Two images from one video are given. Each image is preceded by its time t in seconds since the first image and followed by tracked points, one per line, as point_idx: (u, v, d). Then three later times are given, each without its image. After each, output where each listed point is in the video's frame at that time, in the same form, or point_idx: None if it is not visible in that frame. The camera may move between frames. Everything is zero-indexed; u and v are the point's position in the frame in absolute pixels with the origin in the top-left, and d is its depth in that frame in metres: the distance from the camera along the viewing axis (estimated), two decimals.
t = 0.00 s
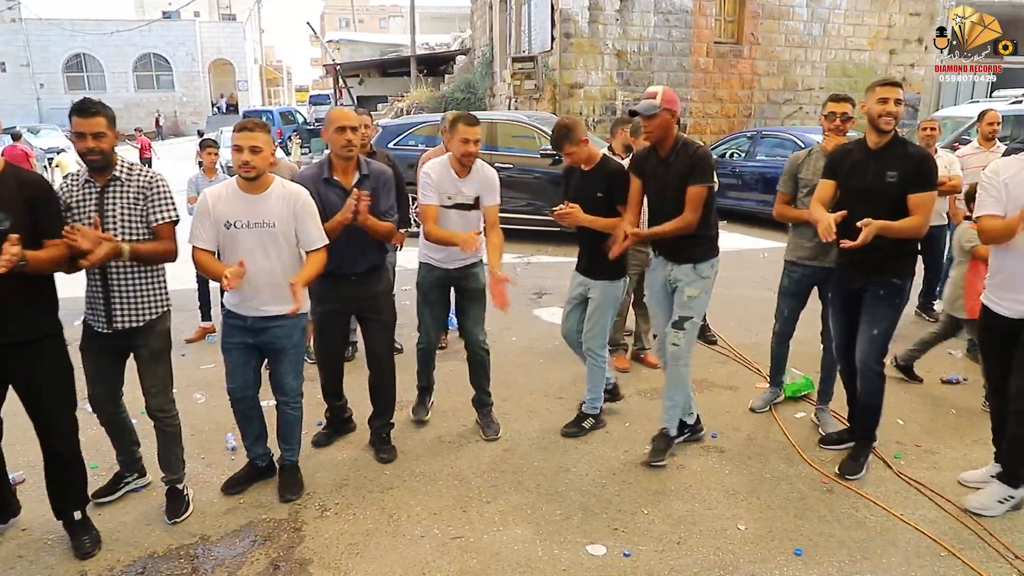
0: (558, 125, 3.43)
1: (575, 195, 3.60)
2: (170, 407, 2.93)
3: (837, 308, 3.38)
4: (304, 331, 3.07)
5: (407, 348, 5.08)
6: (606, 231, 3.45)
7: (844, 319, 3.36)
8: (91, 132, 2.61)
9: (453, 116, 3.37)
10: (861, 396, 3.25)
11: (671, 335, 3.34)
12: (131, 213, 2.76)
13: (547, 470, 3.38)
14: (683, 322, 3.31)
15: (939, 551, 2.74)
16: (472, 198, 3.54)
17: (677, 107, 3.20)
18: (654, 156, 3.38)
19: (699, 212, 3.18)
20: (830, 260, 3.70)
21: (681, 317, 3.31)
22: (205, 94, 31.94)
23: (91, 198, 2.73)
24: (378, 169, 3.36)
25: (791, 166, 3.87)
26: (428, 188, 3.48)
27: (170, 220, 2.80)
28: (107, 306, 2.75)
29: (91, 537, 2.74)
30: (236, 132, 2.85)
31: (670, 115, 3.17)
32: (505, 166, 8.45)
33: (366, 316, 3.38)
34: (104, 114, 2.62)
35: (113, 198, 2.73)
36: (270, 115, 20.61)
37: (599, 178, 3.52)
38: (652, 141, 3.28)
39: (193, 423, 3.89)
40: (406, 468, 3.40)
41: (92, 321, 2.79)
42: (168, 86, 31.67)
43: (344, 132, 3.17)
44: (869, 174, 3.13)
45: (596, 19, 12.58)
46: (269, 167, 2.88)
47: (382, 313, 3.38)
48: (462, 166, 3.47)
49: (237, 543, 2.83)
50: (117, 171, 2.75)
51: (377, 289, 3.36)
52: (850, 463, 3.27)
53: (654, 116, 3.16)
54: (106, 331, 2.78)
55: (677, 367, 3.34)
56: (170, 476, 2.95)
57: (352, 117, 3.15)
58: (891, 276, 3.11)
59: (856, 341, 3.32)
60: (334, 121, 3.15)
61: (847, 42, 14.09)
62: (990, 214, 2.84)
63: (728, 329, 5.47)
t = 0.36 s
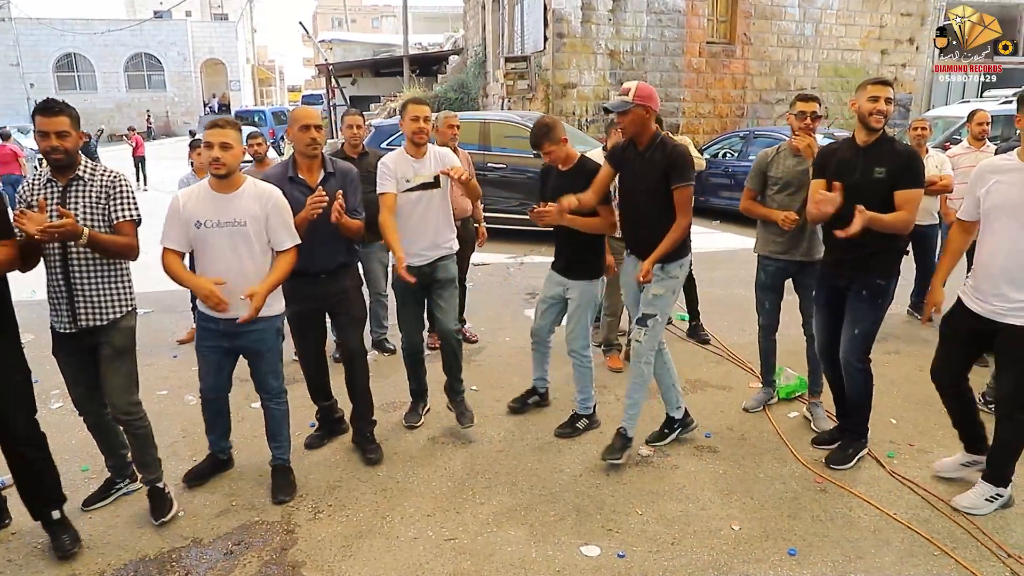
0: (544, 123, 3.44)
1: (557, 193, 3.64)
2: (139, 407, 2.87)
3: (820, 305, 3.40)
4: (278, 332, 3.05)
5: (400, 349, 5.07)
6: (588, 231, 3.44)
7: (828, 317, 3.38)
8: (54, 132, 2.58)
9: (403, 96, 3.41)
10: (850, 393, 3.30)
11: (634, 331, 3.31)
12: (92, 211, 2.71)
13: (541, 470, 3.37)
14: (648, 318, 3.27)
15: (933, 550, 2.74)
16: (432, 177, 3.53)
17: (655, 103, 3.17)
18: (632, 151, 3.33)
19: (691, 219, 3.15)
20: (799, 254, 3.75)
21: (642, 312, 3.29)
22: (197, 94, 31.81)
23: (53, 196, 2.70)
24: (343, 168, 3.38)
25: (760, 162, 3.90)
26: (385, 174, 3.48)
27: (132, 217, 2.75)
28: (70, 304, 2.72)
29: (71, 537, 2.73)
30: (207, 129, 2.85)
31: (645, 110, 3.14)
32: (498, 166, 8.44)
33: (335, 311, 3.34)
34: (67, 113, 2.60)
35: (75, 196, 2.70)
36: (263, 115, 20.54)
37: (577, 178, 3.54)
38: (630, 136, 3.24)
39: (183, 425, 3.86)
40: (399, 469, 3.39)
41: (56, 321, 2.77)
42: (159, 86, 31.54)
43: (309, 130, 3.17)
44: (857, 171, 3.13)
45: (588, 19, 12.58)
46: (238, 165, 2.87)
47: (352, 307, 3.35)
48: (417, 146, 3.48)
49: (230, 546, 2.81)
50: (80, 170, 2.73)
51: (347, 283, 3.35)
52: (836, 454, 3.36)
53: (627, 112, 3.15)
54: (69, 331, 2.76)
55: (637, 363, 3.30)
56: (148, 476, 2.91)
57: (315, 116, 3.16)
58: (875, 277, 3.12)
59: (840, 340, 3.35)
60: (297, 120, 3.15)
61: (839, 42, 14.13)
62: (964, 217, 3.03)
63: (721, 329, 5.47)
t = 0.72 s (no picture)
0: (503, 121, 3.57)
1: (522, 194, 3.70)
2: (110, 417, 2.80)
3: (812, 304, 3.42)
4: (238, 329, 3.00)
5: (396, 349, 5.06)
6: (559, 223, 3.48)
7: (818, 314, 3.39)
8: (31, 134, 2.54)
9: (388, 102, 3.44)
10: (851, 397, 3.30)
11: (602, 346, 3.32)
12: (73, 216, 2.66)
13: (536, 471, 3.37)
14: (616, 335, 3.29)
15: (926, 549, 2.76)
16: (416, 186, 3.50)
17: (632, 110, 3.15)
18: (610, 158, 3.33)
19: (658, 225, 3.12)
20: (796, 252, 3.81)
21: (613, 328, 3.29)
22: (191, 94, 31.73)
23: (32, 201, 2.65)
24: (330, 170, 3.29)
25: (749, 164, 3.91)
26: (369, 183, 3.46)
27: (115, 223, 2.70)
28: (50, 311, 2.69)
29: (13, 556, 2.62)
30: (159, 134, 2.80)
31: (618, 118, 3.14)
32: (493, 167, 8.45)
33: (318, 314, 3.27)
34: (46, 116, 2.57)
35: (55, 202, 2.65)
36: (257, 115, 20.51)
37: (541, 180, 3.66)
38: (607, 143, 3.23)
39: (177, 427, 3.85)
40: (394, 470, 3.38)
41: (37, 326, 2.73)
42: (153, 86, 31.46)
43: (295, 133, 3.12)
44: (860, 174, 3.15)
45: (583, 19, 12.59)
46: (194, 169, 2.84)
47: (334, 313, 3.29)
48: (401, 154, 3.47)
49: (225, 547, 2.81)
50: (61, 174, 2.67)
51: (332, 288, 3.28)
52: (830, 454, 3.37)
53: (600, 120, 3.17)
54: (49, 337, 2.72)
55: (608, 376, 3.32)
56: (106, 492, 2.80)
57: (301, 118, 3.09)
58: (877, 282, 3.14)
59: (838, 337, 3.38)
60: (283, 122, 3.09)
61: (833, 43, 14.17)
62: (937, 218, 3.04)
63: (716, 329, 5.48)
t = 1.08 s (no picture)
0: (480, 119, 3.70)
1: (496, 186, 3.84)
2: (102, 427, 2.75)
3: (808, 297, 3.47)
4: (212, 341, 2.93)
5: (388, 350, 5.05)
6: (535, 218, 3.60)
7: (814, 311, 3.44)
8: (16, 136, 2.49)
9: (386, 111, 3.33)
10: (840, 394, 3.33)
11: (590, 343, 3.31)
12: (61, 224, 2.61)
13: (530, 471, 3.38)
14: (604, 331, 3.28)
15: (917, 545, 2.77)
16: (410, 201, 3.47)
17: (612, 106, 3.15)
18: (593, 155, 3.34)
19: (649, 223, 3.14)
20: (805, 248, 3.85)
21: (598, 325, 3.29)
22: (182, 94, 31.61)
23: (19, 205, 2.60)
24: (321, 174, 3.22)
25: (768, 164, 3.80)
26: (362, 191, 3.41)
27: (103, 232, 2.66)
28: (33, 319, 2.63)
29: None
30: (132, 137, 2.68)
31: (600, 116, 3.14)
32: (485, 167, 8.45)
33: (303, 323, 3.22)
34: (32, 118, 2.52)
35: (42, 207, 2.59)
36: (249, 115, 20.46)
37: (519, 173, 3.78)
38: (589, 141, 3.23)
39: (170, 429, 3.84)
40: (388, 470, 3.38)
41: (19, 335, 2.68)
42: (144, 86, 31.33)
43: (286, 133, 3.03)
44: (846, 175, 3.18)
45: (575, 19, 12.61)
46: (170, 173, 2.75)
47: (320, 325, 3.24)
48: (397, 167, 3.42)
49: (217, 550, 2.79)
50: (49, 178, 2.62)
51: (321, 298, 3.24)
52: (823, 452, 3.39)
53: (582, 118, 3.16)
54: (31, 347, 2.66)
55: (600, 371, 3.30)
56: (95, 501, 2.76)
57: (293, 117, 3.05)
58: (866, 279, 3.17)
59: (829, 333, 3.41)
60: (275, 121, 3.03)
61: (824, 43, 14.25)
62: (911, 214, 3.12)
63: (709, 328, 5.49)
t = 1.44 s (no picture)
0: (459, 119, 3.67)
1: (473, 190, 3.87)
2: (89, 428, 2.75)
3: (795, 294, 3.51)
4: (195, 344, 2.93)
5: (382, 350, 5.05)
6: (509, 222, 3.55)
7: (801, 305, 3.48)
8: None
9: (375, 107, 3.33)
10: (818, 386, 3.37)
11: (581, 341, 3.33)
12: (43, 227, 2.60)
13: (523, 470, 3.38)
14: (593, 329, 3.29)
15: (909, 542, 2.79)
16: (396, 200, 3.47)
17: (580, 111, 3.17)
18: (566, 155, 3.34)
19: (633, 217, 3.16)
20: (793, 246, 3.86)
21: (586, 323, 3.30)
22: (174, 94, 31.49)
23: None
24: (305, 174, 3.20)
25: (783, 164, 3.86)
26: (346, 191, 3.40)
27: (85, 233, 2.65)
28: (17, 324, 2.59)
29: None
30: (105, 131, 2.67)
31: (567, 119, 3.16)
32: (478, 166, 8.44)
33: (290, 326, 3.23)
34: (11, 118, 2.50)
35: (23, 210, 2.58)
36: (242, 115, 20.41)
37: (496, 175, 3.84)
38: (561, 143, 3.25)
39: (162, 430, 3.83)
40: (382, 470, 3.38)
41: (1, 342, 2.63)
42: (135, 86, 31.20)
43: (267, 133, 3.01)
44: (822, 173, 3.24)
45: (568, 19, 12.62)
46: (144, 168, 2.73)
47: (308, 324, 3.26)
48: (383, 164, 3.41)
49: (210, 550, 2.79)
50: (27, 180, 2.60)
51: (305, 297, 3.25)
52: (811, 448, 3.42)
53: (551, 123, 3.18)
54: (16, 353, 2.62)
55: (590, 370, 3.32)
56: (85, 502, 2.76)
57: (276, 118, 3.02)
58: (840, 268, 3.20)
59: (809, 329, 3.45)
60: (257, 121, 2.99)
61: (816, 44, 14.29)
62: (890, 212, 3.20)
63: (701, 328, 5.51)
